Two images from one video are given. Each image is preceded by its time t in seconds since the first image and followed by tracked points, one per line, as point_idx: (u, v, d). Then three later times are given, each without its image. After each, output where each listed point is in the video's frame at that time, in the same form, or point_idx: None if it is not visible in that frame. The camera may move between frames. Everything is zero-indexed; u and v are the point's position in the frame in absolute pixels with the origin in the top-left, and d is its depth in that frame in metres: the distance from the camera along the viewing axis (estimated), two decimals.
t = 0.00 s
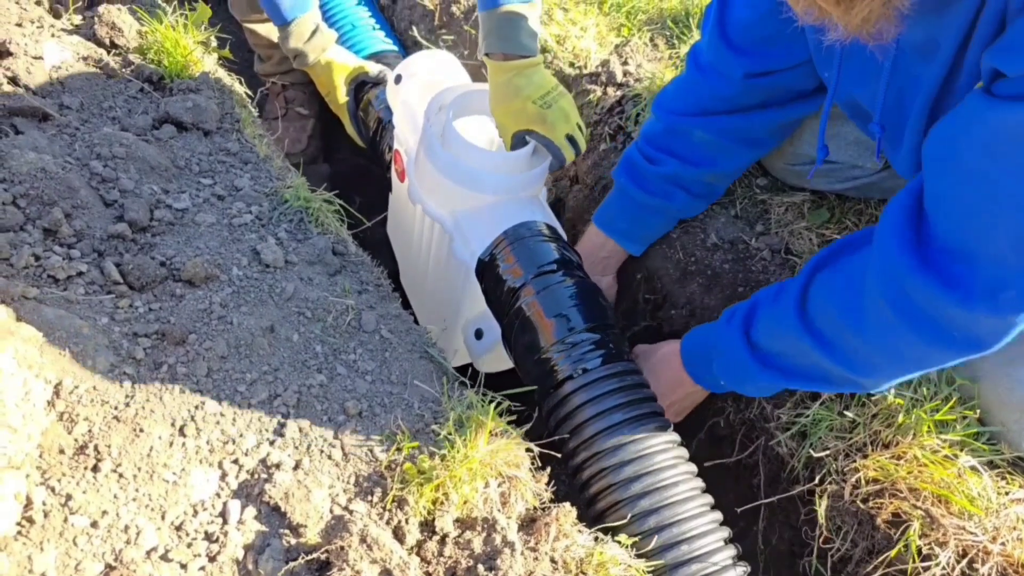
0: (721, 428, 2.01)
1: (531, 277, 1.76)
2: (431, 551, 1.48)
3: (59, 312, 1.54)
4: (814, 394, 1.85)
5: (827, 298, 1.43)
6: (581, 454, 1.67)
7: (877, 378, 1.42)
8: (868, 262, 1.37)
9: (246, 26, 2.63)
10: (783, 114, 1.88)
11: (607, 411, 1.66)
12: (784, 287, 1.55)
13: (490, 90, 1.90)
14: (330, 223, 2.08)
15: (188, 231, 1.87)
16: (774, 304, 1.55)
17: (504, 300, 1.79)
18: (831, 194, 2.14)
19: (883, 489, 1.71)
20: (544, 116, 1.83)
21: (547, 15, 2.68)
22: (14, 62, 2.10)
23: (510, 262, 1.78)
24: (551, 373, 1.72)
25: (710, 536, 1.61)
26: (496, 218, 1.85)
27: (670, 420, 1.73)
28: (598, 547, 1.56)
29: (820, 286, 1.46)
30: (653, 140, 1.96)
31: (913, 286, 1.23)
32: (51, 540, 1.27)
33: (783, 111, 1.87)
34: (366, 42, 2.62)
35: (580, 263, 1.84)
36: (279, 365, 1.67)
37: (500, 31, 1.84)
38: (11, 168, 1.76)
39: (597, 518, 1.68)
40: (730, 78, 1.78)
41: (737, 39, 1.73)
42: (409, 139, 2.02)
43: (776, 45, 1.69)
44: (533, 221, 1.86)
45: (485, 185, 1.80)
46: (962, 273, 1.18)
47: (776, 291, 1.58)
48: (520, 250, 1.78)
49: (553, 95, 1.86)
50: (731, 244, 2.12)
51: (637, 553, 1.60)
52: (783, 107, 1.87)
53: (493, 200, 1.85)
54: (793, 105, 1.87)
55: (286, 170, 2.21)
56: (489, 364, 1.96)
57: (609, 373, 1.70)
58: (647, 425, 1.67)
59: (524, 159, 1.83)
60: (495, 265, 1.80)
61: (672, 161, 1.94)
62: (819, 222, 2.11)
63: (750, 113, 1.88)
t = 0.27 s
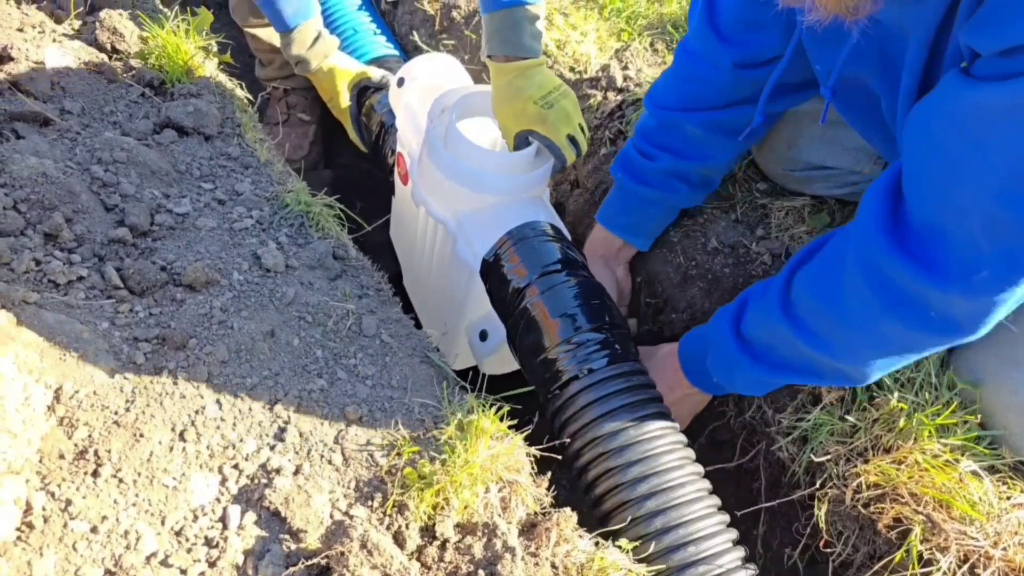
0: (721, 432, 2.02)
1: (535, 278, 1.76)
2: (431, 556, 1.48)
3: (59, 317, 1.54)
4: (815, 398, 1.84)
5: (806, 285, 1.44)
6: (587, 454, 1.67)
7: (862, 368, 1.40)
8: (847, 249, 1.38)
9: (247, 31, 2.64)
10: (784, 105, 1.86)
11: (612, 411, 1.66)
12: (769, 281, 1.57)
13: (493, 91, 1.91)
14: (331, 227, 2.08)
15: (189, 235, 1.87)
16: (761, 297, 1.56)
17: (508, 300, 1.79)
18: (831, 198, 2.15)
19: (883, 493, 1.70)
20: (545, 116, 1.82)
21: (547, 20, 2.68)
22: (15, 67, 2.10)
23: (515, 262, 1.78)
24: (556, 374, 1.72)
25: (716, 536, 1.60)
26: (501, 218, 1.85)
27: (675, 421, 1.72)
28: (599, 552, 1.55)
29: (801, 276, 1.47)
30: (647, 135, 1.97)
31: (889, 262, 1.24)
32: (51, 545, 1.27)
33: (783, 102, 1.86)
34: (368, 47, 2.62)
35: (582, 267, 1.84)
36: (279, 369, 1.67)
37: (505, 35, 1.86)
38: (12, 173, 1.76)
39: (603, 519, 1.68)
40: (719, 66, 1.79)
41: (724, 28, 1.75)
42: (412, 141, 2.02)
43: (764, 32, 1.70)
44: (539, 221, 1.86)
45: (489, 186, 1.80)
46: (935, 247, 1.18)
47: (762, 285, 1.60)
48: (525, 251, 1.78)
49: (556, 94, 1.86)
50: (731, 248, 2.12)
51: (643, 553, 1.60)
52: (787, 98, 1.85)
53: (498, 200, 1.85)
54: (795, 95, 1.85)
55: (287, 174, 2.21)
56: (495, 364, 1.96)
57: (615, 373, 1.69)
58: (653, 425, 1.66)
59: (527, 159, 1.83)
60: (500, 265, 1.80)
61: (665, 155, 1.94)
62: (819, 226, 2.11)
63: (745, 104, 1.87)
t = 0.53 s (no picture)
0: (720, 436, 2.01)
1: (531, 277, 1.75)
2: (427, 559, 1.47)
3: (53, 318, 1.53)
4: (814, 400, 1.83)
5: (805, 333, 1.42)
6: (585, 455, 1.67)
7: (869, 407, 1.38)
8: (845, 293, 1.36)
9: (245, 34, 2.65)
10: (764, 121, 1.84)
11: (609, 412, 1.65)
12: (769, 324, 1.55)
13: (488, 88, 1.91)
14: (328, 229, 2.07)
15: (185, 237, 1.87)
16: (761, 340, 1.55)
17: (504, 300, 1.78)
18: (830, 201, 2.14)
19: (883, 496, 1.69)
20: (540, 113, 1.84)
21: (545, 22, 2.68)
22: (12, 69, 2.10)
23: (510, 262, 1.77)
24: (552, 374, 1.71)
25: (714, 538, 1.59)
26: (497, 218, 1.85)
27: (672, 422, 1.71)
28: (596, 556, 1.55)
29: (800, 321, 1.45)
30: (632, 155, 1.95)
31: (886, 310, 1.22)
32: (44, 548, 1.26)
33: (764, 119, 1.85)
34: (365, 49, 2.62)
35: (580, 268, 1.83)
36: (274, 371, 1.66)
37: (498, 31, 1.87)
38: (7, 173, 1.75)
39: (600, 520, 1.67)
40: (704, 91, 1.74)
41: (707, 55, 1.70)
42: (408, 142, 2.01)
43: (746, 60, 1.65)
44: (535, 219, 1.85)
45: (484, 185, 1.79)
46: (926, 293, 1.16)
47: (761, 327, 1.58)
48: (521, 249, 1.77)
49: (550, 91, 1.87)
50: (729, 250, 2.11)
51: (641, 555, 1.59)
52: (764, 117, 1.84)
53: (493, 200, 1.84)
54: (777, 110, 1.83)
55: (283, 176, 2.21)
56: (491, 366, 1.95)
57: (610, 374, 1.69)
58: (650, 427, 1.65)
59: (523, 157, 1.82)
60: (496, 265, 1.79)
61: (655, 177, 1.93)
62: (817, 228, 2.11)
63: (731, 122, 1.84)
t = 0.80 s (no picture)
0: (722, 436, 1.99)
1: (532, 274, 1.73)
2: (426, 557, 1.46)
3: (49, 315, 1.52)
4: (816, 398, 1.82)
5: (770, 366, 1.48)
6: (587, 451, 1.65)
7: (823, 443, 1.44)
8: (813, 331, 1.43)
9: (244, 33, 2.64)
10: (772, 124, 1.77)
11: (612, 409, 1.64)
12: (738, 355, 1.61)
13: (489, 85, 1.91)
14: (327, 227, 2.06)
15: (183, 234, 1.85)
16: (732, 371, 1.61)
17: (505, 298, 1.77)
18: (831, 199, 2.13)
19: (885, 494, 1.68)
20: (541, 109, 1.83)
21: (545, 21, 2.67)
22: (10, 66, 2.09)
23: (511, 258, 1.76)
24: (553, 371, 1.69)
25: (715, 536, 1.59)
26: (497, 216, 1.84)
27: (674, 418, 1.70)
28: (597, 554, 1.54)
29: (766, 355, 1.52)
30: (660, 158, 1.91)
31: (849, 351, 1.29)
32: (38, 545, 1.25)
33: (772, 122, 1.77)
34: (364, 48, 2.60)
35: (580, 265, 1.82)
36: (273, 368, 1.65)
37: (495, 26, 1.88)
38: (3, 170, 1.74)
39: (601, 518, 1.66)
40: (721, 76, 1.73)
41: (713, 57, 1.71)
42: (407, 139, 2.01)
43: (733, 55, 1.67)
44: (536, 216, 1.84)
45: (484, 182, 1.79)
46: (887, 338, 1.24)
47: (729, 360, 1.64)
48: (522, 246, 1.76)
49: (551, 88, 1.87)
50: (730, 248, 2.09)
51: (642, 553, 1.58)
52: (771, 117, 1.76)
53: (494, 197, 1.83)
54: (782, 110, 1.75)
55: (282, 174, 2.20)
56: (490, 364, 1.93)
57: (613, 369, 1.67)
58: (652, 425, 1.64)
59: (523, 154, 1.81)
60: (496, 262, 1.78)
61: (682, 174, 1.87)
62: (818, 226, 2.10)
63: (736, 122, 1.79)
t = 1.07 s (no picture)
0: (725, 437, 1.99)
1: (531, 272, 1.73)
2: (432, 558, 1.46)
3: (54, 316, 1.52)
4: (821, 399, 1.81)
5: (785, 389, 1.46)
6: (588, 451, 1.65)
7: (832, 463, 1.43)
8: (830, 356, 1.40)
9: (247, 35, 2.64)
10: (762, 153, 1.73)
11: (613, 409, 1.64)
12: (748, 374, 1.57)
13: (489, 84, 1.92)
14: (330, 228, 2.07)
15: (187, 235, 1.86)
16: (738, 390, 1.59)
17: (505, 297, 1.77)
18: (835, 202, 2.13)
19: (890, 495, 1.68)
20: (540, 107, 1.83)
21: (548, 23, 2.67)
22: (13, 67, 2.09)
23: (510, 257, 1.76)
24: (553, 370, 1.68)
25: (719, 537, 1.59)
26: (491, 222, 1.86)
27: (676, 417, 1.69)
28: (601, 555, 1.54)
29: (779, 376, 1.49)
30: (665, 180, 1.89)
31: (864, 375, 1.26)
32: (44, 546, 1.25)
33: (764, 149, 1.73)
34: (366, 49, 2.60)
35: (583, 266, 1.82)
36: (277, 369, 1.65)
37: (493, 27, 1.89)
38: (8, 171, 1.74)
39: (603, 518, 1.67)
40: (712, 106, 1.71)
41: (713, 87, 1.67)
42: (407, 139, 2.01)
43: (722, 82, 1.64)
44: (535, 216, 1.84)
45: (483, 180, 1.78)
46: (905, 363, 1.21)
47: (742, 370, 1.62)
48: (520, 245, 1.76)
49: (550, 86, 1.87)
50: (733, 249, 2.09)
51: (645, 553, 1.59)
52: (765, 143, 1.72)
53: (493, 196, 1.83)
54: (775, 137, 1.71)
55: (286, 175, 2.20)
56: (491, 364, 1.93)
57: (614, 369, 1.67)
58: (652, 425, 1.64)
59: (522, 153, 1.81)
60: (496, 261, 1.78)
61: (670, 200, 1.86)
62: (821, 228, 2.10)
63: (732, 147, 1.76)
